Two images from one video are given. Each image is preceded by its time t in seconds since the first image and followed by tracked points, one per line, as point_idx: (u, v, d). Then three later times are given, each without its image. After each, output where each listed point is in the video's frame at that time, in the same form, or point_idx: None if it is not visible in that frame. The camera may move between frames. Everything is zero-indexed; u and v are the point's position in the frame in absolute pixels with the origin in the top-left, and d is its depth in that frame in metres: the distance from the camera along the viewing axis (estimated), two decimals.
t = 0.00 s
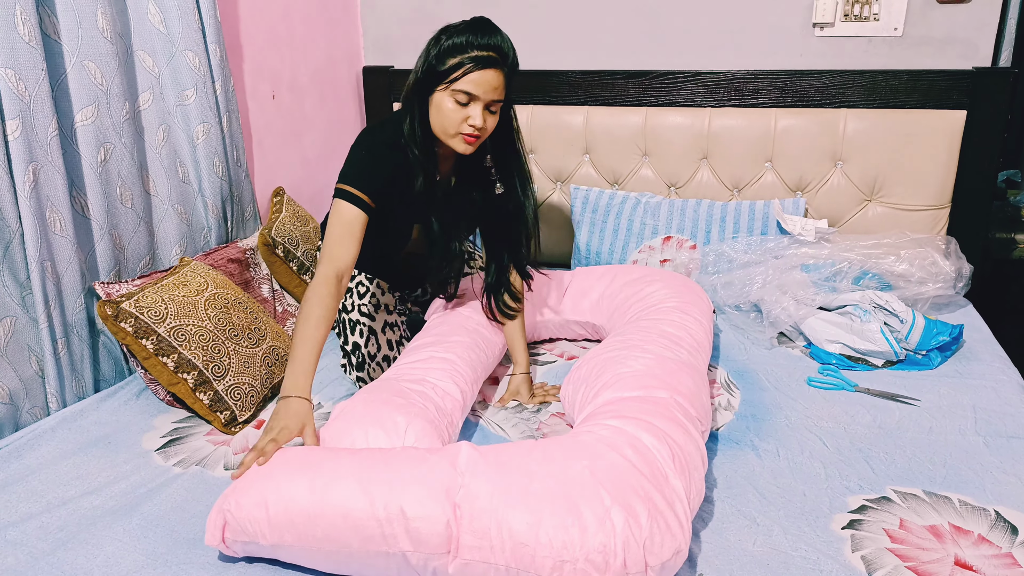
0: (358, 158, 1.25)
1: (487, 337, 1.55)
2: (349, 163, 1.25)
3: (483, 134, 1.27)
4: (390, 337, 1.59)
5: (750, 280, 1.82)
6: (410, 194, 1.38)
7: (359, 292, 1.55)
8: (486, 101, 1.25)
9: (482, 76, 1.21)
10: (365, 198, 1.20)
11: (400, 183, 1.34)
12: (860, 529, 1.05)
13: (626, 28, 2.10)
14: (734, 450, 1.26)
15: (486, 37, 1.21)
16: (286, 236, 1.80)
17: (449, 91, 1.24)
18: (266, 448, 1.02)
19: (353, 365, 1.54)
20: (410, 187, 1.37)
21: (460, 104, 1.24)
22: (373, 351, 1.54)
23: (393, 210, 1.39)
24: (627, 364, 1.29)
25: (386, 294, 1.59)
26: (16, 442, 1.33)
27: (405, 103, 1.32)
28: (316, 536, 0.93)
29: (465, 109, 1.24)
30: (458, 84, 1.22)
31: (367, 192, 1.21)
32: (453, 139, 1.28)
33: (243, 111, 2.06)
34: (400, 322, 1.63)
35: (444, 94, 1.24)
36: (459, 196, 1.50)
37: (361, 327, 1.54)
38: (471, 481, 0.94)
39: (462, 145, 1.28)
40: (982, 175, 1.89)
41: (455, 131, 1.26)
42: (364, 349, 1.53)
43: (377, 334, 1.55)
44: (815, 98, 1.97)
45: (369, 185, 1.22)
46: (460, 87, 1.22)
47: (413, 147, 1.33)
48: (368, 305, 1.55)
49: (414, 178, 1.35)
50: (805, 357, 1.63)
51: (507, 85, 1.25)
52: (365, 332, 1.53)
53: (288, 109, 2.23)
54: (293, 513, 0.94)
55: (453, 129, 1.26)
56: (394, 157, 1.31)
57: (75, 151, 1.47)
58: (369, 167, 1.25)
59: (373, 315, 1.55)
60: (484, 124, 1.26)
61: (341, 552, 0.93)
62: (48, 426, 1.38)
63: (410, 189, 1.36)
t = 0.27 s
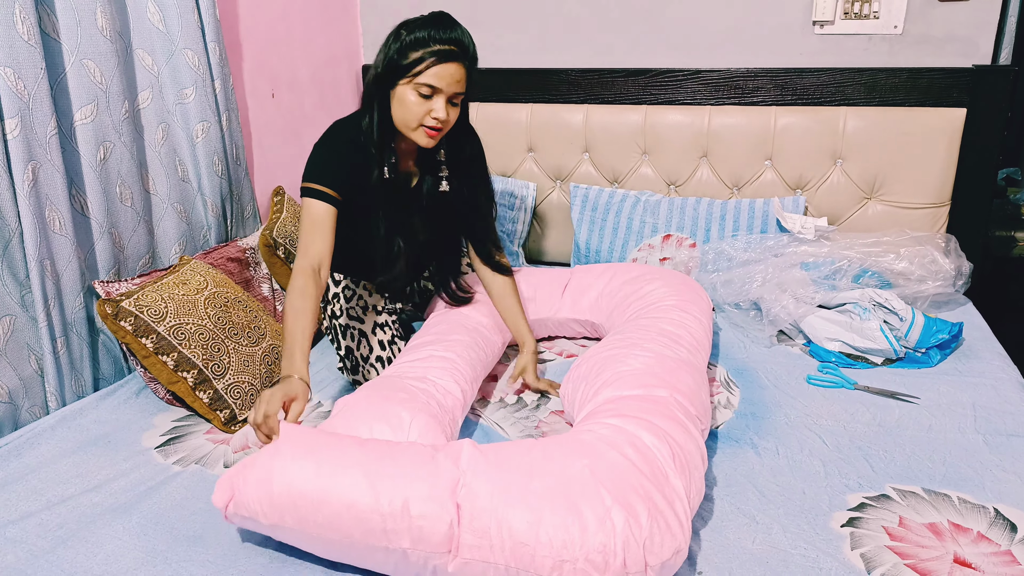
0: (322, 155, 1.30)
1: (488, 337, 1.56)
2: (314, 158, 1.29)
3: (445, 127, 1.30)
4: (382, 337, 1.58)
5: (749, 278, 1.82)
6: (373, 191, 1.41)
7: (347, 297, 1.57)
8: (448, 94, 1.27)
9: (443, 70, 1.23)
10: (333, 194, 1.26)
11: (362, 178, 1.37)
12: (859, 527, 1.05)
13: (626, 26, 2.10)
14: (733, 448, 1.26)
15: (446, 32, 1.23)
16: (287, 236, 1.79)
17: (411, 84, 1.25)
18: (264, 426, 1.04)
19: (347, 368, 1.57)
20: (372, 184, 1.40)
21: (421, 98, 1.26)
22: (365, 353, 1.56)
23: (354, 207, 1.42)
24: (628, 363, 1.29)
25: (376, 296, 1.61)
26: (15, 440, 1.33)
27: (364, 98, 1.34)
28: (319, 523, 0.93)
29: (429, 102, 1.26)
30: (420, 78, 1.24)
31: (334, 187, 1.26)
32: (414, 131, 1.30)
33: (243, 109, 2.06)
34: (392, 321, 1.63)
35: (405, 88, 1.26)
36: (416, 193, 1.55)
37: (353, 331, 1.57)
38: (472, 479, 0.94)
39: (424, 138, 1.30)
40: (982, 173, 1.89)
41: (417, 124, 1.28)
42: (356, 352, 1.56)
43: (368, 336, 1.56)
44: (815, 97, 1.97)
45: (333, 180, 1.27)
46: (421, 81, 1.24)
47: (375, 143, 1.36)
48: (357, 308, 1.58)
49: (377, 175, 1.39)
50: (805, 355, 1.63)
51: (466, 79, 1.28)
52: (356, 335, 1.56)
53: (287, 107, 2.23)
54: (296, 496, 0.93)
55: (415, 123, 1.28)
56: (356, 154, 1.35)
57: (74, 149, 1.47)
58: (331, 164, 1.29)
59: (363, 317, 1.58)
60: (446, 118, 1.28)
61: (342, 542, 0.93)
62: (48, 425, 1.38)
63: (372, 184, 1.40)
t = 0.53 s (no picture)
0: (297, 131, 1.31)
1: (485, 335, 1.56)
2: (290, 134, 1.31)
3: (422, 95, 1.32)
4: (381, 336, 1.63)
5: (746, 277, 1.82)
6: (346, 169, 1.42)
7: (347, 292, 1.64)
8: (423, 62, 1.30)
9: (418, 37, 1.26)
10: (311, 170, 1.28)
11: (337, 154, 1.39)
12: (855, 526, 1.05)
13: (623, 25, 2.10)
14: (729, 446, 1.27)
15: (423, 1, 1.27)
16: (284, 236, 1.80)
17: (387, 52, 1.28)
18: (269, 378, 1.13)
19: (347, 367, 1.61)
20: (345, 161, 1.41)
21: (397, 65, 1.28)
22: (362, 351, 1.60)
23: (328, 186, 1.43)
24: (627, 361, 1.30)
25: (372, 293, 1.66)
26: (10, 440, 1.33)
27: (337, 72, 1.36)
28: (320, 495, 0.93)
29: (405, 70, 1.29)
30: (397, 46, 1.26)
31: (312, 163, 1.29)
32: (393, 101, 1.32)
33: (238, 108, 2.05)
34: (391, 321, 1.68)
35: (381, 56, 1.28)
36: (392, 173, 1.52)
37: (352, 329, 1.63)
38: (473, 472, 0.94)
39: (401, 106, 1.32)
40: (977, 172, 1.90)
41: (394, 93, 1.30)
42: (354, 349, 1.60)
43: (366, 334, 1.61)
44: (810, 96, 1.97)
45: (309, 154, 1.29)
46: (397, 48, 1.26)
47: (349, 118, 1.38)
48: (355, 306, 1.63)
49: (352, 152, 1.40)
50: (801, 354, 1.63)
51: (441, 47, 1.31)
52: (354, 334, 1.61)
53: (283, 106, 2.22)
54: (298, 465, 0.94)
55: (391, 91, 1.30)
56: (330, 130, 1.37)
57: (69, 148, 1.46)
58: (305, 140, 1.31)
59: (361, 315, 1.63)
60: (423, 86, 1.31)
61: (340, 515, 0.93)
62: (43, 424, 1.38)
63: (347, 162, 1.41)
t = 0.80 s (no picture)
0: (294, 130, 1.36)
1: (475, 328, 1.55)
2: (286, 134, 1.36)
3: (419, 87, 1.35)
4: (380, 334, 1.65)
5: (746, 275, 1.82)
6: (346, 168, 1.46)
7: (347, 291, 1.66)
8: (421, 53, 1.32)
9: (418, 29, 1.29)
10: (311, 169, 1.33)
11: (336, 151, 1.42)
12: (855, 523, 1.05)
13: (623, 22, 2.10)
14: (728, 443, 1.27)
15: None
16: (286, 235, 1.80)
17: (386, 44, 1.30)
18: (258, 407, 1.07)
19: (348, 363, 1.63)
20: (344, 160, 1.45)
21: (396, 57, 1.31)
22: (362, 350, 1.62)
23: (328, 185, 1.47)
24: (626, 360, 1.30)
25: (371, 291, 1.67)
26: (11, 438, 1.33)
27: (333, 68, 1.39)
28: (311, 523, 0.94)
29: (404, 61, 1.31)
30: (396, 38, 1.29)
31: (310, 162, 1.33)
32: (391, 92, 1.34)
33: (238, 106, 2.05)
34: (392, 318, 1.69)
35: (380, 47, 1.31)
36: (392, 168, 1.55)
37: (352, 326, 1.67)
38: (466, 474, 0.94)
39: (399, 97, 1.35)
40: (978, 169, 1.90)
41: (394, 84, 1.33)
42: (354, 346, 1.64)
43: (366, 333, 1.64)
44: (811, 93, 1.97)
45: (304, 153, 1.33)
46: (396, 40, 1.29)
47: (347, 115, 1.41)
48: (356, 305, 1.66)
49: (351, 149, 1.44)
50: (801, 351, 1.64)
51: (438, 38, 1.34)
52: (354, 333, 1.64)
53: (283, 104, 2.22)
54: (291, 496, 0.95)
55: (390, 83, 1.33)
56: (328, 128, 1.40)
57: (68, 146, 1.46)
58: (303, 139, 1.35)
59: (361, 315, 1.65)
60: (421, 77, 1.34)
61: (335, 539, 0.94)
62: (44, 423, 1.38)
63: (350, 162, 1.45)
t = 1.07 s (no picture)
0: (295, 152, 1.36)
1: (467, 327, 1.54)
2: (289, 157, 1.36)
3: (420, 99, 1.36)
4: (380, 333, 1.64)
5: (747, 274, 1.82)
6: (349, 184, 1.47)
7: (348, 292, 1.65)
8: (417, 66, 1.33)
9: (413, 42, 1.29)
10: (315, 190, 1.33)
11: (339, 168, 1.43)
12: (857, 522, 1.05)
13: (623, 21, 2.10)
14: (730, 443, 1.27)
15: (411, 4, 1.30)
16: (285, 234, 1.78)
17: (383, 58, 1.31)
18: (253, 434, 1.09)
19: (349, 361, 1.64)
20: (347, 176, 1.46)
21: (394, 72, 1.32)
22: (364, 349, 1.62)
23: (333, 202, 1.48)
24: (626, 359, 1.30)
25: (373, 290, 1.64)
26: (13, 438, 1.33)
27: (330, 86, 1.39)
28: (312, 524, 0.94)
29: (402, 75, 1.32)
30: (392, 52, 1.30)
31: (314, 183, 1.33)
32: (392, 107, 1.35)
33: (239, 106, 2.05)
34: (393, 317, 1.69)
35: (377, 64, 1.32)
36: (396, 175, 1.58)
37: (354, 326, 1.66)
38: (467, 473, 0.94)
39: (401, 112, 1.36)
40: (979, 168, 1.89)
41: (394, 99, 1.34)
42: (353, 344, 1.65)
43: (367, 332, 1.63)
44: (811, 92, 1.97)
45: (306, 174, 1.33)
46: (392, 56, 1.30)
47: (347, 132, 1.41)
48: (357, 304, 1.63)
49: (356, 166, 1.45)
50: (802, 350, 1.64)
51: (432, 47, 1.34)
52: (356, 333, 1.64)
53: (284, 105, 2.22)
54: (291, 496, 0.95)
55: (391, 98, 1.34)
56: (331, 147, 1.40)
57: (69, 146, 1.46)
58: (307, 160, 1.36)
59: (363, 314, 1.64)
60: (421, 89, 1.35)
61: (336, 541, 0.94)
62: (46, 423, 1.38)
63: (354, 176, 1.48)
